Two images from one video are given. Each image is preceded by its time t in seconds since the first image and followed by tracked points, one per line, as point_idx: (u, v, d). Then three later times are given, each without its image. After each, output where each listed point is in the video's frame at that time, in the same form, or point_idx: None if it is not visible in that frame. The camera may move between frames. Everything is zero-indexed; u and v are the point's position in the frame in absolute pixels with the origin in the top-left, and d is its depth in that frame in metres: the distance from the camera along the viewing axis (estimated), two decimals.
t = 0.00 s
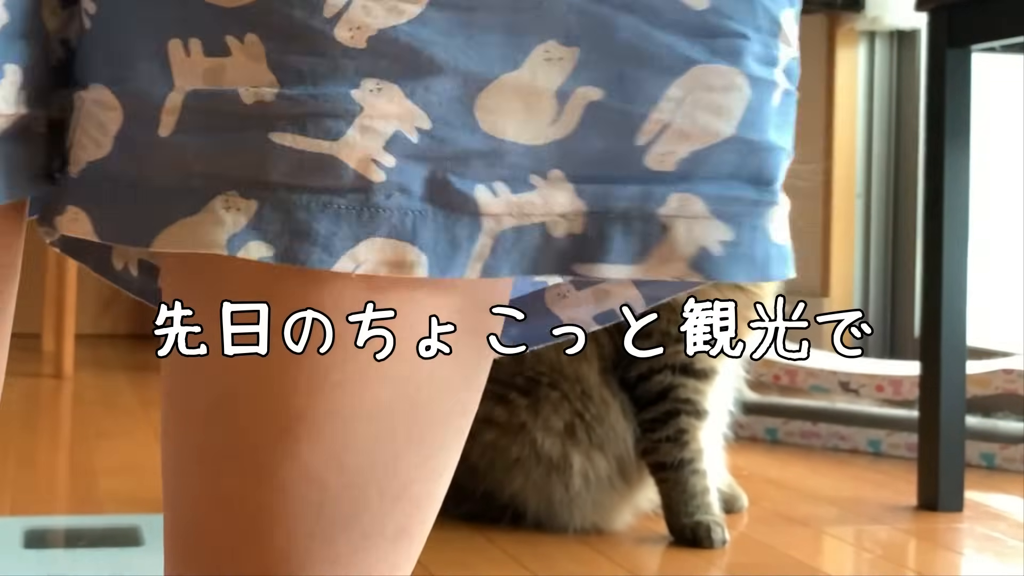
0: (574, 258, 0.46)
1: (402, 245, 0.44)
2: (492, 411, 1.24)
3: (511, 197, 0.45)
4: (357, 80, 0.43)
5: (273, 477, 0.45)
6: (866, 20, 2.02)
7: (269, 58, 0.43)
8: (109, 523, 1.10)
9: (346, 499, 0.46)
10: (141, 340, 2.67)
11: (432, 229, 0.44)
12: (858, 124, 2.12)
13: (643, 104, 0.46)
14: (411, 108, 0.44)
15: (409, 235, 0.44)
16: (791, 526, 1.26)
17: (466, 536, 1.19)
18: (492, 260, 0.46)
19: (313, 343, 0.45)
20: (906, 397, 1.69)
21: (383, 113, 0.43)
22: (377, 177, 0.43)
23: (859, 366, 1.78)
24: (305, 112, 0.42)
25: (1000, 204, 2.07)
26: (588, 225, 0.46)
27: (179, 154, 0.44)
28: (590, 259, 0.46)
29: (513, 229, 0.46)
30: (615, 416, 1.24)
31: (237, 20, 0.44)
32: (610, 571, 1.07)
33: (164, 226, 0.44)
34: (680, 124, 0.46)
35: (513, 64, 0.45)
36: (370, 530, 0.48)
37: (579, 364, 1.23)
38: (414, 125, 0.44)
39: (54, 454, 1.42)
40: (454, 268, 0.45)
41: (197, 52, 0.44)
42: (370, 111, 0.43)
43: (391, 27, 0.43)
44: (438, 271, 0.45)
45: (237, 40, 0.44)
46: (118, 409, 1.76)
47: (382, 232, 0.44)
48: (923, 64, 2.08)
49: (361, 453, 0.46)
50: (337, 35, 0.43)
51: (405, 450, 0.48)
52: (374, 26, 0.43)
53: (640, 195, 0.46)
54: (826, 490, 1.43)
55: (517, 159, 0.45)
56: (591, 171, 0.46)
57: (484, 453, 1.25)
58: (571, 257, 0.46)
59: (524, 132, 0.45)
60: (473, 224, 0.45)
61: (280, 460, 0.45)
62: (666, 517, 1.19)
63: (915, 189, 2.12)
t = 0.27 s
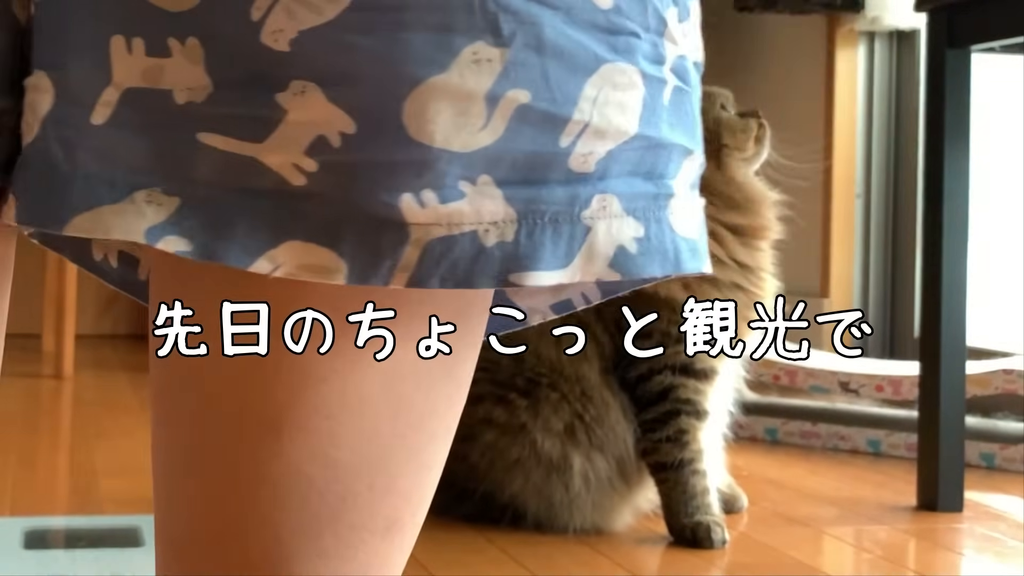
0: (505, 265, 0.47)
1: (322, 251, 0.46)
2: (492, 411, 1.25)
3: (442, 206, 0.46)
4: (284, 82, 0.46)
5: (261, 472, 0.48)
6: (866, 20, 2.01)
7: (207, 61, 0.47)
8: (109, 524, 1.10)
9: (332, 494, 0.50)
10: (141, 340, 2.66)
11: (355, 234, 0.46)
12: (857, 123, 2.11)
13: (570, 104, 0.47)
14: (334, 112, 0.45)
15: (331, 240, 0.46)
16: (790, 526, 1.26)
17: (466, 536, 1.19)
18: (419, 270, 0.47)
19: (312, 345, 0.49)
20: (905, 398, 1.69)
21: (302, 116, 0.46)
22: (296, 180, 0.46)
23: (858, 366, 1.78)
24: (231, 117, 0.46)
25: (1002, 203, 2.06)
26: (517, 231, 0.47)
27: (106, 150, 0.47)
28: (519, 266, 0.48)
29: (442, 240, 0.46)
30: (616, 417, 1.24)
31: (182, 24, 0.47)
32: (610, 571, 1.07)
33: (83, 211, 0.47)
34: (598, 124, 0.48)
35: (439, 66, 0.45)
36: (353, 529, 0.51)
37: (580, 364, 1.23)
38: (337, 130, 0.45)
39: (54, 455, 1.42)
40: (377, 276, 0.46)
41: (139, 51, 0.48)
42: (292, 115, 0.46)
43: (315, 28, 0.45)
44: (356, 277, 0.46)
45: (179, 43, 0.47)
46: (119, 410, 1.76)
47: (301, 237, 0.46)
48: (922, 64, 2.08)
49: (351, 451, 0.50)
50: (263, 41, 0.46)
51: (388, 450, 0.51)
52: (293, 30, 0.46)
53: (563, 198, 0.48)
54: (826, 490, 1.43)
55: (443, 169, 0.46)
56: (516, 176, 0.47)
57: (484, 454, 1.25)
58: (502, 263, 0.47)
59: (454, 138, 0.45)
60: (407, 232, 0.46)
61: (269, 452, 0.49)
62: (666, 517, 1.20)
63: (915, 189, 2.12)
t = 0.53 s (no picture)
0: (470, 263, 0.50)
1: (285, 248, 0.50)
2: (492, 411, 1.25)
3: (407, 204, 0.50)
4: (247, 85, 0.50)
5: (263, 459, 0.53)
6: (866, 20, 2.01)
7: (177, 64, 0.51)
8: (109, 525, 1.10)
9: (326, 484, 0.55)
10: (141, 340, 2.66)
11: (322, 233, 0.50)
12: (857, 124, 2.11)
13: (540, 100, 0.50)
14: (294, 112, 0.49)
15: (293, 239, 0.50)
16: (791, 526, 1.26)
17: (466, 536, 1.18)
18: (381, 269, 0.50)
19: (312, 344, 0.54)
20: (905, 398, 1.69)
21: (262, 119, 0.50)
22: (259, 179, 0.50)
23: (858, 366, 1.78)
24: (200, 120, 0.50)
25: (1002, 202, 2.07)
26: (484, 231, 0.50)
27: (77, 147, 0.51)
28: (488, 266, 0.50)
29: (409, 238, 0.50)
30: (616, 417, 1.24)
31: (155, 26, 0.51)
32: (610, 571, 1.07)
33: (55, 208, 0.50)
34: (571, 120, 0.51)
35: (395, 65, 0.49)
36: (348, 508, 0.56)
37: (580, 364, 1.23)
38: (297, 130, 0.50)
39: (54, 455, 1.42)
40: (341, 273, 0.50)
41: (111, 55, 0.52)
42: (255, 118, 0.50)
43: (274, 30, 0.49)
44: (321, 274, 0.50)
45: (151, 45, 0.51)
46: (118, 410, 1.76)
47: (265, 235, 0.50)
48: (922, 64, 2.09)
49: (342, 439, 0.54)
50: (227, 41, 0.50)
51: (377, 442, 0.56)
52: (253, 31, 0.49)
53: (528, 195, 0.51)
54: (827, 490, 1.43)
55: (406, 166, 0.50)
56: (481, 175, 0.50)
57: (484, 454, 1.25)
58: (467, 259, 0.50)
59: (410, 136, 0.49)
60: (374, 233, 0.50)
61: (266, 442, 0.53)
62: (666, 517, 1.19)
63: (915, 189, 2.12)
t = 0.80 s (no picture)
0: (447, 245, 0.54)
1: (273, 239, 0.53)
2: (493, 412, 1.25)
3: (399, 194, 0.53)
4: (240, 89, 0.53)
5: (258, 445, 0.62)
6: (865, 20, 2.01)
7: (168, 66, 0.53)
8: (109, 526, 1.10)
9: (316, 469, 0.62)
10: (141, 341, 2.67)
11: (318, 226, 0.53)
12: (857, 124, 2.11)
13: (499, 92, 0.54)
14: (285, 115, 0.53)
15: (280, 229, 0.53)
16: (791, 526, 1.26)
17: (466, 536, 1.18)
18: (366, 254, 0.53)
19: (314, 344, 0.61)
20: (905, 398, 1.69)
21: (249, 121, 0.53)
22: (249, 174, 0.53)
23: (858, 366, 1.78)
24: (192, 119, 0.53)
25: (1002, 202, 2.07)
26: (457, 214, 0.54)
27: (79, 147, 0.54)
28: (461, 246, 0.54)
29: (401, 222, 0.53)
30: (616, 417, 1.23)
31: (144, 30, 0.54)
32: (610, 571, 1.07)
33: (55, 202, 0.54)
34: (526, 108, 0.55)
35: (378, 64, 0.52)
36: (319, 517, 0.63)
37: (580, 365, 1.23)
38: (289, 128, 0.53)
39: (55, 456, 1.42)
40: (326, 259, 0.53)
41: (107, 55, 0.54)
42: (247, 119, 0.53)
43: (270, 38, 0.52)
44: (310, 262, 0.53)
45: (143, 47, 0.54)
46: (119, 411, 1.76)
47: (252, 230, 0.53)
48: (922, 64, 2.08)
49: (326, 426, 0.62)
50: (224, 48, 0.53)
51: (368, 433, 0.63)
52: (251, 40, 0.53)
53: (503, 187, 0.55)
54: (827, 491, 1.43)
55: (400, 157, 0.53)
56: (462, 164, 0.54)
57: (484, 454, 1.25)
58: (447, 245, 0.54)
59: (395, 128, 0.52)
60: (371, 221, 0.53)
61: (261, 428, 0.61)
62: (666, 518, 1.20)
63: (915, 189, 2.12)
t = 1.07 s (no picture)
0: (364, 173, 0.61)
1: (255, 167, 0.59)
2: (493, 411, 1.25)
3: (299, 107, 0.58)
4: (213, 48, 0.59)
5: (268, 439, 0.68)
6: (863, 22, 2.02)
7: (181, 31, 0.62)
8: (110, 525, 1.11)
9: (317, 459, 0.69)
10: (141, 341, 2.68)
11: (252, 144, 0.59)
12: (856, 124, 2.12)
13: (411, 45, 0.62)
14: (242, 66, 0.58)
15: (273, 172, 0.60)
16: (790, 525, 1.27)
17: (466, 536, 1.19)
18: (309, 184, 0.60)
19: (313, 343, 0.62)
20: (904, 397, 1.69)
21: (226, 69, 0.59)
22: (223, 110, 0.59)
23: (857, 366, 1.78)
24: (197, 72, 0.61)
25: (1000, 202, 2.08)
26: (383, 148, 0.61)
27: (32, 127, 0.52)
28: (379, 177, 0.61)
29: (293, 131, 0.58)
30: (616, 416, 1.24)
31: None
32: (610, 571, 1.08)
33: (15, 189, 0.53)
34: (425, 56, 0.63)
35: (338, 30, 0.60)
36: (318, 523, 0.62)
37: (580, 364, 1.24)
38: (244, 77, 0.58)
39: (56, 455, 1.43)
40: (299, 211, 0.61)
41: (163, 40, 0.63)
42: (221, 73, 0.59)
43: (227, 11, 0.59)
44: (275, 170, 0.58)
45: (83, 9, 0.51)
46: (119, 410, 1.76)
47: (235, 150, 0.59)
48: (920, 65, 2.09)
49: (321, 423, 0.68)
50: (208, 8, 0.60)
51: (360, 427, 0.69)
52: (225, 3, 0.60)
53: (386, 88, 0.60)
54: (826, 490, 1.43)
55: (270, 71, 0.58)
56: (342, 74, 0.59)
57: (484, 453, 1.25)
58: (351, 147, 0.60)
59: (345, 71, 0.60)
60: (276, 132, 0.58)
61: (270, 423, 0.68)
62: (665, 517, 1.20)
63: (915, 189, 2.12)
